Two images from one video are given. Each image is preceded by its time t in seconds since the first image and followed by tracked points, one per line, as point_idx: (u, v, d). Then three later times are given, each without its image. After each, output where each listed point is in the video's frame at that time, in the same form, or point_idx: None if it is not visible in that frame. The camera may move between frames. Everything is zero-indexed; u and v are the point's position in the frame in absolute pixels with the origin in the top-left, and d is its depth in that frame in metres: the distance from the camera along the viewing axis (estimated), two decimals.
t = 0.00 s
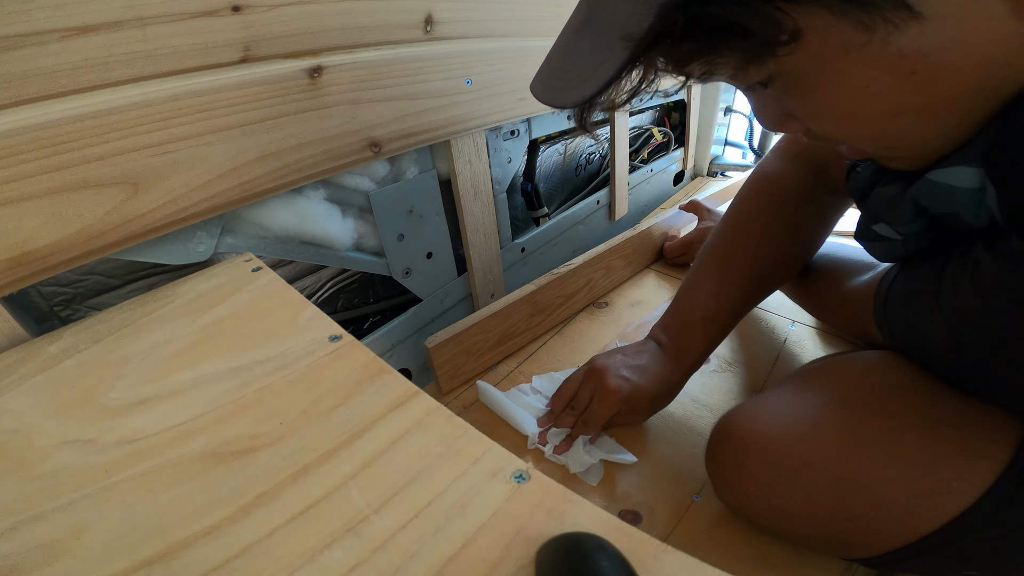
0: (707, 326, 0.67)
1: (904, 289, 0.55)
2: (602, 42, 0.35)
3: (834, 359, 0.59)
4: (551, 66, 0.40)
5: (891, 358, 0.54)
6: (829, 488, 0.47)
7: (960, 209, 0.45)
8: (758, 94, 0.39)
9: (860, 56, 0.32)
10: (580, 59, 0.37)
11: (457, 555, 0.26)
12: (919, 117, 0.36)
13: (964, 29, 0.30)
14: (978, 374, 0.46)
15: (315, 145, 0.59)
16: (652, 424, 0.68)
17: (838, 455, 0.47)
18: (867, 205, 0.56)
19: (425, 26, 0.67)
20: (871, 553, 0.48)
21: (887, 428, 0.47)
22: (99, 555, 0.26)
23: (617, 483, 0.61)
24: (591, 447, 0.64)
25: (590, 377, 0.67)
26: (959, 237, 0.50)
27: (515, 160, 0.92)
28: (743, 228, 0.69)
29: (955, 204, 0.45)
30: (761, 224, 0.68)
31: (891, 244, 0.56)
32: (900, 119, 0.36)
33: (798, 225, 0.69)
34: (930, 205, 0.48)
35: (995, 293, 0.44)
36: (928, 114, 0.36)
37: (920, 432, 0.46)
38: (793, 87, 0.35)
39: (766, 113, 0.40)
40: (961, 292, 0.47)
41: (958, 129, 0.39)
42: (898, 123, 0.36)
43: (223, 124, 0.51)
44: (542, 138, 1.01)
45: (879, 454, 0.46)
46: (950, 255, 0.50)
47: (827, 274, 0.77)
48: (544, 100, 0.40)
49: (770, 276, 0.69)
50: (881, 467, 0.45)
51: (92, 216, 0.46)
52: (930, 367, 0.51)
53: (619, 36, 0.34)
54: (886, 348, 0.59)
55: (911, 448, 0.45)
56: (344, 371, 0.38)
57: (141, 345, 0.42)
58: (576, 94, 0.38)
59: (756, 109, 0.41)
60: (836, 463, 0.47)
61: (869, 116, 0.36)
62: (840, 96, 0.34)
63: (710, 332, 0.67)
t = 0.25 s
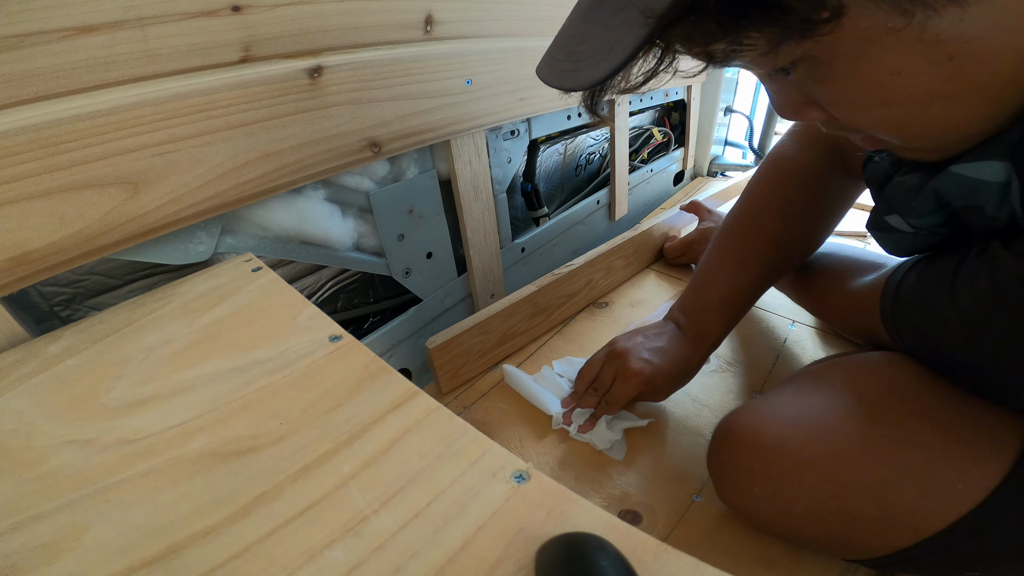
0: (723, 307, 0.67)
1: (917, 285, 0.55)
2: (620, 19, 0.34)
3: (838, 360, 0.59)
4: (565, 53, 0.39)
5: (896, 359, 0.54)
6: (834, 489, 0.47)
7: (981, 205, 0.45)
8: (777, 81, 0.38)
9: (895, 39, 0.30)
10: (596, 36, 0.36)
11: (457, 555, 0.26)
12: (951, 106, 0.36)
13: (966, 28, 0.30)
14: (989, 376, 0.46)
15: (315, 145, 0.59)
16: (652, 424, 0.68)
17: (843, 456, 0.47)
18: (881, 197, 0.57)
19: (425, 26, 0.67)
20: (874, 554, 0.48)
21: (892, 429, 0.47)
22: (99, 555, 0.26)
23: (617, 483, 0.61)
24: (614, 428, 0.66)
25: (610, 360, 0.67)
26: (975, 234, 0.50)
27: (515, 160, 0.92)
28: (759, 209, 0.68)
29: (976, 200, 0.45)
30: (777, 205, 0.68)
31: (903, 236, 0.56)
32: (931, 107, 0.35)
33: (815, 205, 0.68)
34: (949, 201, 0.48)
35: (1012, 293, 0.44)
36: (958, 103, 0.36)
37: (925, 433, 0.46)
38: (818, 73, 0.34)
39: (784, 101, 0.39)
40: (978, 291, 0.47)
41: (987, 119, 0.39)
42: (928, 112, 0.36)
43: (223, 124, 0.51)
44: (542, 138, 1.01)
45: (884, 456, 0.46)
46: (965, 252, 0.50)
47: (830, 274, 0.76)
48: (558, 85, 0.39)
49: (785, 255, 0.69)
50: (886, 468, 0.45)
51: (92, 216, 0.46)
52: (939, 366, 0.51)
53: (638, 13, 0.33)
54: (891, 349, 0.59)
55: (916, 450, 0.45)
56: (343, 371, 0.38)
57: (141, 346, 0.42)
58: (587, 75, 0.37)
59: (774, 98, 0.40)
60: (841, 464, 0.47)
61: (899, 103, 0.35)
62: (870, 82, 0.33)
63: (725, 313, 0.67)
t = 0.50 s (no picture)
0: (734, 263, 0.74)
1: (925, 283, 0.55)
2: (636, 18, 0.35)
3: (836, 359, 0.58)
4: (582, 52, 0.42)
5: (892, 358, 0.54)
6: (831, 490, 0.47)
7: (998, 204, 0.46)
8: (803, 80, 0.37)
9: (942, 37, 0.30)
10: (613, 34, 0.38)
11: (457, 555, 0.26)
12: (987, 104, 0.36)
13: (973, 28, 0.30)
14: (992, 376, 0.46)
15: (315, 145, 0.59)
16: (653, 424, 0.68)
17: (841, 457, 0.47)
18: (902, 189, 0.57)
19: (425, 26, 0.67)
20: (869, 553, 0.48)
21: (892, 429, 0.47)
22: (100, 555, 0.26)
23: (617, 483, 0.61)
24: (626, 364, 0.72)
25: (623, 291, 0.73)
26: (987, 236, 0.50)
27: (515, 160, 0.92)
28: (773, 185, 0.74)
29: (993, 198, 0.46)
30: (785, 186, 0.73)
31: (917, 230, 0.57)
32: (969, 106, 0.36)
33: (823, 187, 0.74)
34: (970, 198, 0.48)
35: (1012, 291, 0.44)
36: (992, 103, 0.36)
37: (924, 434, 0.46)
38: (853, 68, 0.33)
39: (806, 96, 0.39)
40: (982, 291, 0.47)
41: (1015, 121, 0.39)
42: (969, 110, 0.36)
43: (223, 124, 0.51)
44: (542, 138, 1.01)
45: (882, 456, 0.46)
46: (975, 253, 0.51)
47: (832, 274, 0.76)
48: (572, 82, 0.42)
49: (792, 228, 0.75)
50: (884, 469, 0.45)
51: (92, 216, 0.46)
52: (940, 364, 0.51)
53: (653, 11, 0.34)
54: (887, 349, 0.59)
55: (914, 450, 0.45)
56: (343, 371, 0.38)
57: (141, 345, 0.42)
58: (605, 73, 0.39)
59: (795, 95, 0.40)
60: (839, 464, 0.47)
61: (930, 101, 0.35)
62: (914, 78, 0.33)
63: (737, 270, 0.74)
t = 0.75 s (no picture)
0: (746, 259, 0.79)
1: (929, 285, 0.54)
2: (643, 37, 0.37)
3: (837, 360, 0.58)
4: (586, 69, 0.44)
5: (892, 360, 0.54)
6: (831, 489, 0.47)
7: (999, 213, 0.45)
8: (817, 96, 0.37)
9: (954, 55, 0.30)
10: (620, 52, 0.40)
11: (457, 555, 0.26)
12: (992, 123, 0.36)
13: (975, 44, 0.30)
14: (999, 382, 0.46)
15: (315, 145, 0.59)
16: (653, 423, 0.68)
17: (842, 456, 0.47)
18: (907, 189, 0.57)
19: (425, 26, 0.67)
20: (868, 554, 0.48)
21: (892, 429, 0.47)
22: (99, 555, 0.27)
23: (617, 482, 0.61)
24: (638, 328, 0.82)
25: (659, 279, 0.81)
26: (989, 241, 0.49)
27: (515, 160, 0.92)
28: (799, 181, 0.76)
29: (995, 206, 0.45)
30: (812, 185, 0.75)
31: (920, 230, 0.57)
32: (970, 125, 0.36)
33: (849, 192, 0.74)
34: (970, 206, 0.48)
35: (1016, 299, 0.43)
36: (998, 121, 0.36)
37: (924, 434, 0.46)
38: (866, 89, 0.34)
39: (816, 107, 0.39)
40: (984, 297, 0.46)
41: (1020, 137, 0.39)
42: (969, 129, 0.37)
43: (222, 124, 0.51)
44: (542, 138, 1.01)
45: (882, 456, 0.46)
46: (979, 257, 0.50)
47: (832, 274, 0.76)
48: (574, 97, 0.45)
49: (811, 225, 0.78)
50: (884, 469, 0.45)
51: (91, 216, 0.46)
52: (943, 368, 0.51)
53: (659, 33, 0.36)
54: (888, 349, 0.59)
55: (915, 451, 0.45)
56: (343, 371, 0.38)
57: (141, 345, 0.42)
58: (613, 91, 0.41)
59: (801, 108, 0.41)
60: (839, 464, 0.47)
61: (931, 110, 0.34)
62: (924, 97, 0.33)
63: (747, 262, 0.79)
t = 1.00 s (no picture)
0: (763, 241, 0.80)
1: (930, 284, 0.54)
2: (640, 40, 0.37)
3: (838, 360, 0.58)
4: (584, 70, 0.44)
5: (892, 360, 0.54)
6: (831, 489, 0.47)
7: (999, 215, 0.45)
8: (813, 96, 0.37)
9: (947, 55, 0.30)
10: (618, 54, 0.40)
11: (457, 555, 0.26)
12: (986, 123, 0.37)
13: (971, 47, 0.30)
14: (996, 382, 0.46)
15: (315, 145, 0.59)
16: (653, 423, 0.68)
17: (843, 456, 0.47)
18: (910, 187, 0.57)
19: (425, 26, 0.67)
20: (868, 554, 0.48)
21: (893, 429, 0.47)
22: (99, 555, 0.26)
23: (617, 482, 0.61)
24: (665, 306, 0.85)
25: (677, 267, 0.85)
26: (990, 242, 0.50)
27: (515, 160, 0.92)
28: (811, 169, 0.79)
29: (996, 208, 0.45)
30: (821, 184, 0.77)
31: (923, 229, 0.57)
32: (966, 125, 0.36)
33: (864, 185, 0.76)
34: (970, 207, 0.48)
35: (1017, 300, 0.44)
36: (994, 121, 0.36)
37: (924, 434, 0.46)
38: (856, 93, 0.34)
39: (813, 109, 0.40)
40: (986, 298, 0.46)
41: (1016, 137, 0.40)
42: (964, 129, 0.37)
43: (222, 124, 0.51)
44: (542, 138, 1.01)
45: (882, 456, 0.46)
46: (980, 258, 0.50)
47: (832, 274, 0.76)
48: (573, 97, 0.45)
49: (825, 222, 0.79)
50: (884, 469, 0.45)
51: (91, 216, 0.46)
52: (941, 368, 0.51)
53: (655, 36, 0.36)
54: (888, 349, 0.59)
55: (915, 450, 0.45)
56: (343, 371, 0.38)
57: (141, 345, 0.42)
58: (610, 92, 0.41)
59: (799, 108, 0.41)
60: (840, 463, 0.47)
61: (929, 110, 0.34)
62: (913, 101, 0.34)
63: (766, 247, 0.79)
